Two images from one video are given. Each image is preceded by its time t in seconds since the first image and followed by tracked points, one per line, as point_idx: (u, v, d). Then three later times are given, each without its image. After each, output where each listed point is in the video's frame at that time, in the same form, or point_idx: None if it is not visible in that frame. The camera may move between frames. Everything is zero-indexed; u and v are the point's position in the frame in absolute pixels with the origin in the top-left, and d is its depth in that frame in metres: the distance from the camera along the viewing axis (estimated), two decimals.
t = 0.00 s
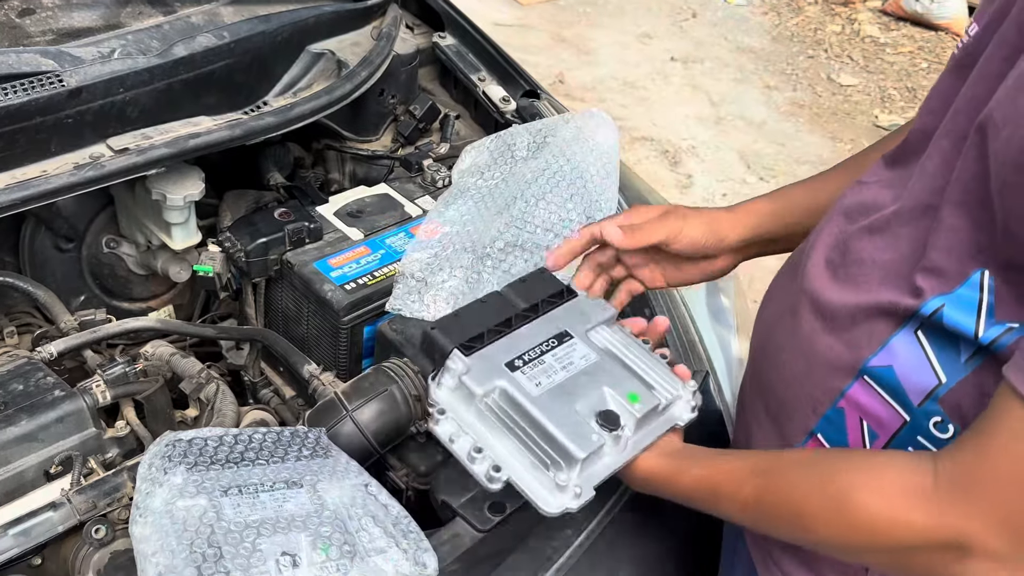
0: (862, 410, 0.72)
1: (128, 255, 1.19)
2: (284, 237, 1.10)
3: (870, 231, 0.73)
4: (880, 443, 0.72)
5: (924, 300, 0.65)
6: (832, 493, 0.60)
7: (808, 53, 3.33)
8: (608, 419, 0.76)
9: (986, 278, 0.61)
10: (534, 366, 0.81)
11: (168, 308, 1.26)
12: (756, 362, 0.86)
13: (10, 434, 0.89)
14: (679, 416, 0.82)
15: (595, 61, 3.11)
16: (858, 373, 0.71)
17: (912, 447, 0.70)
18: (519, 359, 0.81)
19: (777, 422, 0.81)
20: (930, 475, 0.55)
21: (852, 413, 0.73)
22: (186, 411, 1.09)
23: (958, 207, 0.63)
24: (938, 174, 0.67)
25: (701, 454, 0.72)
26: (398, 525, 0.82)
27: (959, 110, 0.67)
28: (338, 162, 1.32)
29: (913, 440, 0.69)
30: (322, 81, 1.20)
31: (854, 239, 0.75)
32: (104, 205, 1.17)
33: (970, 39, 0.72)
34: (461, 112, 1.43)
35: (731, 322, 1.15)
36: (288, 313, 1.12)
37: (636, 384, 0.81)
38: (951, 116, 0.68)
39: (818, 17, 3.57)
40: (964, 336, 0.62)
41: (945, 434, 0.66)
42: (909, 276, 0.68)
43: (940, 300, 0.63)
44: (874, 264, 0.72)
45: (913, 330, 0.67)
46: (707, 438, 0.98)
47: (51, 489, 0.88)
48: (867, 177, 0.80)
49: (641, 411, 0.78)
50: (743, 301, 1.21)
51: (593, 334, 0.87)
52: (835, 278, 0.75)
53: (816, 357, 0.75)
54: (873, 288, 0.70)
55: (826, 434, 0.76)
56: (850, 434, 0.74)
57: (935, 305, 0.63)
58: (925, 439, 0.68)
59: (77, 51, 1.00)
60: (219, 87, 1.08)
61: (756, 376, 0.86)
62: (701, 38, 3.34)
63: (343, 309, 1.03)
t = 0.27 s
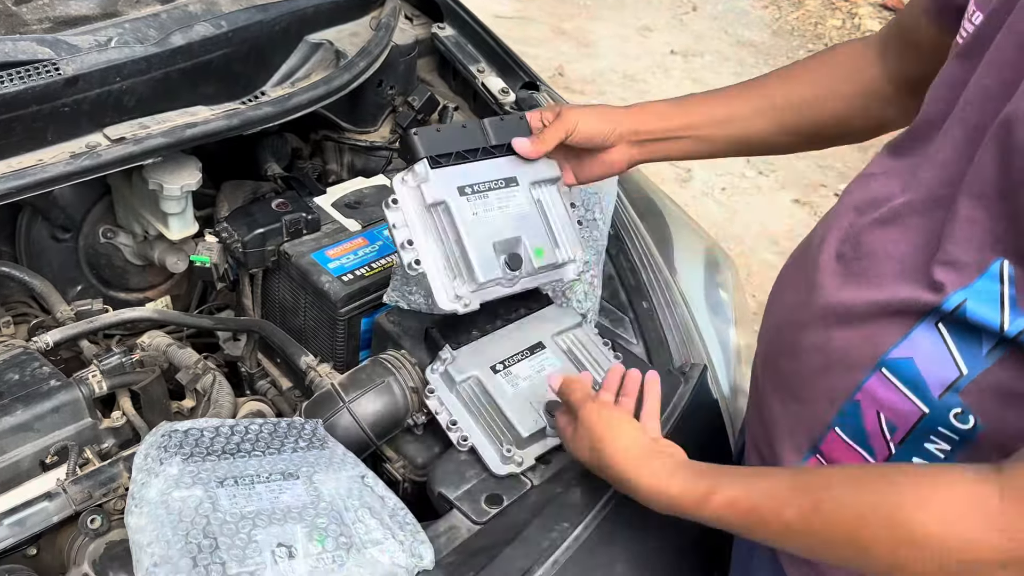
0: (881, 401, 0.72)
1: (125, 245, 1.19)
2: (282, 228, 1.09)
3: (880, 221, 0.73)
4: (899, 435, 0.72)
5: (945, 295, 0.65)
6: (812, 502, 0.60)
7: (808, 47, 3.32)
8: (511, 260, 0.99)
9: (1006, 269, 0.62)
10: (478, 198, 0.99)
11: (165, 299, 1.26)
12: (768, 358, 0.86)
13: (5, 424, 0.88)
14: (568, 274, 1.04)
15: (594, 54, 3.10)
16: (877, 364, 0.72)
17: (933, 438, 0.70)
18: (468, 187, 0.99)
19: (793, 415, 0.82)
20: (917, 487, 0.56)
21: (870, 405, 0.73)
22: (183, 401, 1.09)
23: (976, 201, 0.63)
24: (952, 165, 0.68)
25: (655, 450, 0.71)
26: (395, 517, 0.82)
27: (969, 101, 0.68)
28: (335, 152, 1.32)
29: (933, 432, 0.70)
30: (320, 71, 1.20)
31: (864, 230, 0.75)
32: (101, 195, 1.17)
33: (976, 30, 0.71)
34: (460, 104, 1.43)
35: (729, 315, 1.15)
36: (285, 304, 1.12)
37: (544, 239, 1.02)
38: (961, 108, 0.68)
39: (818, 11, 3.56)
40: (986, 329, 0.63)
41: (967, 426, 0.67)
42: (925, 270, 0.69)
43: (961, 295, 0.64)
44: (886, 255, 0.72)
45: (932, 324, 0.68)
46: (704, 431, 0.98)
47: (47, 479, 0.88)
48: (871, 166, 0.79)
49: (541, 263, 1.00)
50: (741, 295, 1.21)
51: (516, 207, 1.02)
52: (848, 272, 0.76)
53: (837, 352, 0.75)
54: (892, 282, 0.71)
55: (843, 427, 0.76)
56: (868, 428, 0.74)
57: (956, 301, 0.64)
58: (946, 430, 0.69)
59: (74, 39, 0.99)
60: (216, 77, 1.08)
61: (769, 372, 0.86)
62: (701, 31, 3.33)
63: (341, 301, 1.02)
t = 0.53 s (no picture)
0: (902, 408, 0.73)
1: (129, 238, 1.18)
2: (287, 223, 1.09)
3: (897, 226, 0.74)
4: (921, 443, 0.73)
5: (970, 302, 0.68)
6: None
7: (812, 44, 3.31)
8: (497, 282, 1.06)
9: None
10: (464, 234, 1.09)
11: (169, 292, 1.26)
12: (783, 362, 0.88)
13: (9, 417, 0.88)
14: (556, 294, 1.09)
15: (597, 49, 3.09)
16: (898, 371, 0.73)
17: (958, 444, 0.71)
18: (456, 225, 1.09)
19: (812, 420, 0.83)
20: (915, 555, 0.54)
21: (891, 412, 0.74)
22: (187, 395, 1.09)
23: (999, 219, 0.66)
24: (970, 177, 0.69)
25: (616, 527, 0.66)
26: (400, 514, 0.82)
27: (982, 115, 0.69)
28: (340, 146, 1.31)
29: (957, 438, 0.71)
30: (326, 66, 1.19)
31: (875, 235, 0.76)
32: (106, 187, 1.16)
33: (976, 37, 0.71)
34: (466, 99, 1.42)
35: (734, 313, 1.15)
36: (290, 299, 1.12)
37: (528, 263, 1.09)
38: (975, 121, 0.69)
39: (822, 9, 3.55)
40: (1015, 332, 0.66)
41: (993, 430, 0.68)
42: (946, 280, 0.71)
43: (988, 300, 0.67)
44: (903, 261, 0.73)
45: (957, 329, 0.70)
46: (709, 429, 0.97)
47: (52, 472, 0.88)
48: (878, 170, 0.80)
49: (524, 282, 1.07)
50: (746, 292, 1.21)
51: (499, 239, 1.10)
52: (863, 276, 0.77)
53: (856, 357, 0.77)
54: (911, 292, 0.73)
55: (864, 433, 0.77)
56: (891, 434, 0.75)
57: (984, 305, 0.67)
58: (971, 435, 0.70)
59: (80, 32, 0.98)
60: (223, 71, 1.07)
61: (781, 376, 0.88)
62: (705, 27, 3.32)
63: (347, 296, 1.02)
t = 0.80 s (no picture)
0: (855, 404, 0.67)
1: (136, 229, 1.18)
2: (295, 215, 1.09)
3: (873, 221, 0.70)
4: (873, 438, 0.67)
5: (927, 295, 0.62)
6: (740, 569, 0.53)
7: (818, 41, 3.30)
8: (504, 277, 1.06)
9: (993, 273, 0.59)
10: (471, 229, 1.09)
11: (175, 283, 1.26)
12: (757, 355, 0.82)
13: (18, 406, 0.88)
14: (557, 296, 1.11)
15: (603, 44, 3.09)
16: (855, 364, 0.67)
17: (907, 442, 0.64)
18: (463, 220, 1.09)
19: (772, 414, 0.77)
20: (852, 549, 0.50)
21: (846, 407, 0.68)
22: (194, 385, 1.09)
23: (963, 204, 0.61)
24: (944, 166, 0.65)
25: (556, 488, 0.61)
26: (407, 505, 0.83)
27: (968, 101, 0.64)
28: (347, 138, 1.31)
29: (908, 435, 0.64)
30: (334, 58, 1.19)
31: (851, 230, 0.72)
32: (114, 177, 1.17)
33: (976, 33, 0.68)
34: (474, 92, 1.43)
35: (740, 307, 1.15)
36: (297, 291, 1.12)
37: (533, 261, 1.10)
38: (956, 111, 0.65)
39: (829, 5, 3.54)
40: (966, 330, 0.59)
41: (941, 428, 0.62)
42: (909, 269, 0.65)
43: (944, 295, 0.61)
44: (876, 253, 0.69)
45: (915, 324, 0.64)
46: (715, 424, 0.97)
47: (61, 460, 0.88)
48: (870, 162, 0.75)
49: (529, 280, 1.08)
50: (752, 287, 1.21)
51: (507, 236, 1.11)
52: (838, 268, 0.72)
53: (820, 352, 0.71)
54: (876, 283, 0.68)
55: (821, 427, 0.71)
56: (845, 429, 0.69)
57: (939, 300, 0.61)
58: (920, 433, 0.63)
59: (90, 22, 0.98)
60: (232, 62, 1.07)
61: (756, 370, 0.82)
62: (711, 22, 3.32)
63: (354, 288, 1.03)
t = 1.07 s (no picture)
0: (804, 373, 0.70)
1: (148, 216, 1.19)
2: (308, 202, 1.10)
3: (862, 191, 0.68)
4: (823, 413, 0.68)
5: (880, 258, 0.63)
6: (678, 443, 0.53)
7: (827, 34, 3.30)
8: (515, 265, 1.06)
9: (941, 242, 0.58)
10: (483, 217, 1.09)
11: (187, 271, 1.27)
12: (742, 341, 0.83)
13: (33, 390, 0.89)
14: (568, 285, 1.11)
15: (611, 36, 3.09)
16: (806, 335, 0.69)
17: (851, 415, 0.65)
18: (476, 208, 1.09)
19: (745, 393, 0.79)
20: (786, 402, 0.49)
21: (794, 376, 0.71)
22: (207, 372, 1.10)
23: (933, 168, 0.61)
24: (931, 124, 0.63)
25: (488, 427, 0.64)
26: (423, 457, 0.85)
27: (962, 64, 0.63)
28: (359, 129, 1.31)
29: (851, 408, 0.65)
30: (346, 47, 1.19)
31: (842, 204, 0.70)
32: (127, 165, 1.17)
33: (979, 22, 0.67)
34: (484, 82, 1.43)
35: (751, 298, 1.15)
36: (309, 278, 1.13)
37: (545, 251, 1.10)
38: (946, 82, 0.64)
39: None
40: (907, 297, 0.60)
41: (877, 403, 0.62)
42: (872, 235, 0.65)
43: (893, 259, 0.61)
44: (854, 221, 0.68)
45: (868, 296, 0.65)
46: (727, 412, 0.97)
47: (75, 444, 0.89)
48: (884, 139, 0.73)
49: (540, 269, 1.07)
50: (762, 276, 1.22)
51: (519, 225, 1.11)
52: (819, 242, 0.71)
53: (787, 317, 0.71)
54: (845, 251, 0.67)
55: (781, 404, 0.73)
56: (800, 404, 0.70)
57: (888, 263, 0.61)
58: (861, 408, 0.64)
59: (105, 9, 0.98)
60: (245, 49, 1.08)
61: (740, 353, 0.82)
62: (720, 15, 3.31)
63: (367, 276, 1.03)
